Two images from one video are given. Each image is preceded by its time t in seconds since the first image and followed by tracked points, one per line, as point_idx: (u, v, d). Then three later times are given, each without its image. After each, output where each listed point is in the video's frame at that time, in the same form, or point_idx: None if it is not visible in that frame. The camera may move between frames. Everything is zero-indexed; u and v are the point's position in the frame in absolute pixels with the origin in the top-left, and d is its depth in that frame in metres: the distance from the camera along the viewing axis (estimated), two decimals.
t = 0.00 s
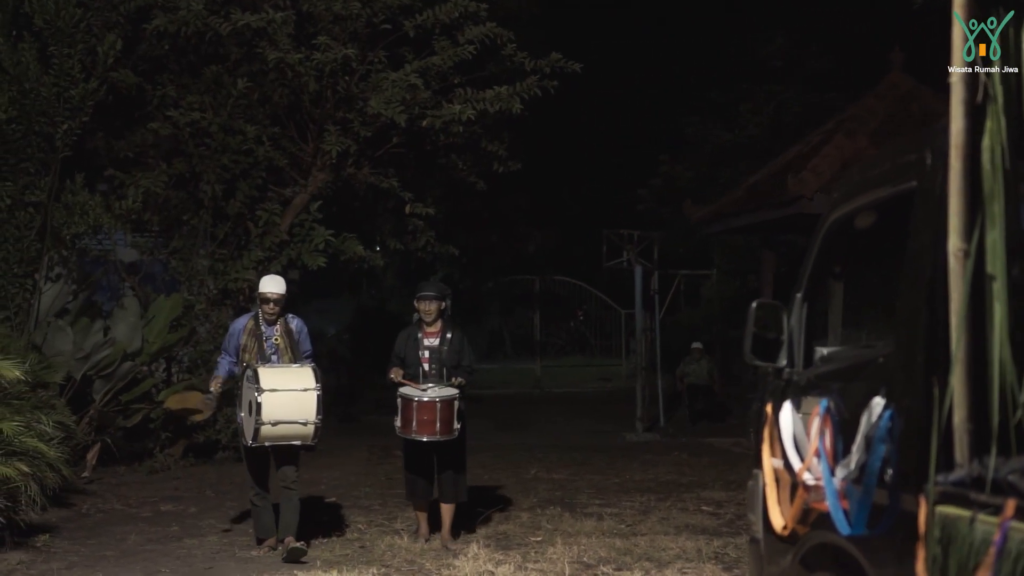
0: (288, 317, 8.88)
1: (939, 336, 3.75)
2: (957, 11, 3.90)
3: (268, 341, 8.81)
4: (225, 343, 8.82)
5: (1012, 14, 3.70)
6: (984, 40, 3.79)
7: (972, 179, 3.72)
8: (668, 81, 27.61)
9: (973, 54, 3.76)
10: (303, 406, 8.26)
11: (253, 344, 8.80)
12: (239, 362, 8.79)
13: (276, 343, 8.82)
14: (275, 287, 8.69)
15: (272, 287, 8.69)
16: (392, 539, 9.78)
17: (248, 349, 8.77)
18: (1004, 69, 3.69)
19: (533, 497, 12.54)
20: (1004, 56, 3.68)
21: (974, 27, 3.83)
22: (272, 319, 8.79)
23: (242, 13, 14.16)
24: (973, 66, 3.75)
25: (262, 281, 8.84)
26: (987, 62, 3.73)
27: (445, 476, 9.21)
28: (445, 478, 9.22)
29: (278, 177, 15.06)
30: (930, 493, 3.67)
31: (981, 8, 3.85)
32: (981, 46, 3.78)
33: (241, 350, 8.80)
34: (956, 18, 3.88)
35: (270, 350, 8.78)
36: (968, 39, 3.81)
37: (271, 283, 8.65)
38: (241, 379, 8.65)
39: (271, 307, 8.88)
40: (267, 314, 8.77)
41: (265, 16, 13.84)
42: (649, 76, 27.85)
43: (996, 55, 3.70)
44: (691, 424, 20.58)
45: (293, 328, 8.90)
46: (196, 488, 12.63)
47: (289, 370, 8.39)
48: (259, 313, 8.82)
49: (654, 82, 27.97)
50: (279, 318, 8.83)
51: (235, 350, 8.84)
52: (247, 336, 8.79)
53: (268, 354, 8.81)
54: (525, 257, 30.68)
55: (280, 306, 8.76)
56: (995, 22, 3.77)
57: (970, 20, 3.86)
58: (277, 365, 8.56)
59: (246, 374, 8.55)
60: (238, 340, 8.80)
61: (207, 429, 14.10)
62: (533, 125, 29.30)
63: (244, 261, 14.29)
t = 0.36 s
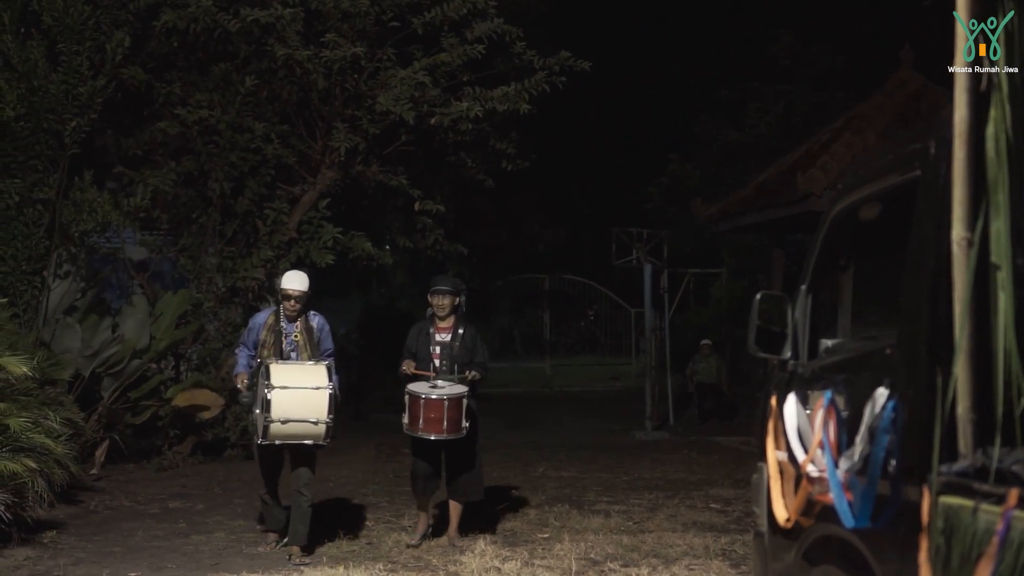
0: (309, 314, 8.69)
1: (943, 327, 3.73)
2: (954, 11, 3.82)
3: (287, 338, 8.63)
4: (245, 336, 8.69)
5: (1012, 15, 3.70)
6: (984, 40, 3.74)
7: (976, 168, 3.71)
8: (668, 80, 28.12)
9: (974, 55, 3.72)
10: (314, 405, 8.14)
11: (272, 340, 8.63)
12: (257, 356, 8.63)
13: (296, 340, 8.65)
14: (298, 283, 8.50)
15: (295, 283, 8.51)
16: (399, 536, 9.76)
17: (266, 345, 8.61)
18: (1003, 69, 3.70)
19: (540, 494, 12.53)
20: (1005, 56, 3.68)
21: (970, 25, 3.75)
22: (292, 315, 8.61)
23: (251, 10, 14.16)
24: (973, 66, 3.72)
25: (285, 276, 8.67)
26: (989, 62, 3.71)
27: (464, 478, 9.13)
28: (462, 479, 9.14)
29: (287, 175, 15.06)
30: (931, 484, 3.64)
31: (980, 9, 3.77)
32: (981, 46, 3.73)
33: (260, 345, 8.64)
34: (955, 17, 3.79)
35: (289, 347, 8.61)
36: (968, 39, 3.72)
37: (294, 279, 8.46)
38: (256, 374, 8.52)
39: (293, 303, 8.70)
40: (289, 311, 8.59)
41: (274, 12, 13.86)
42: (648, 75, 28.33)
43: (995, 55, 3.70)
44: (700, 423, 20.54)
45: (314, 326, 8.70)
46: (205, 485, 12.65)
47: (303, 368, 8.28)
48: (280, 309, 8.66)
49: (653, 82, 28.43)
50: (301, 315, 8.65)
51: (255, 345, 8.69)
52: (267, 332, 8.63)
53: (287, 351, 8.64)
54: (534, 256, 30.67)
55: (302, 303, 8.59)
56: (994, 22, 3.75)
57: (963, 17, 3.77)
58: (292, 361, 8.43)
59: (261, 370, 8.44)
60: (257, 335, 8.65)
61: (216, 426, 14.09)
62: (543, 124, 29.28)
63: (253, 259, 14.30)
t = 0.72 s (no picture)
0: (319, 308, 8.49)
1: (944, 316, 3.70)
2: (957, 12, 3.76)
3: (297, 333, 8.43)
4: (254, 332, 8.46)
5: (1012, 14, 3.59)
6: (985, 40, 3.67)
7: (977, 156, 3.69)
8: (668, 81, 27.85)
9: (972, 56, 3.64)
10: (327, 399, 7.92)
11: (282, 334, 8.43)
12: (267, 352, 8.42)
13: (306, 335, 8.44)
14: (308, 276, 8.29)
15: (304, 276, 8.30)
16: (402, 531, 9.74)
17: (276, 339, 8.40)
18: (1004, 70, 3.59)
19: (545, 491, 12.48)
20: (1003, 57, 3.58)
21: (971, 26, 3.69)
22: (302, 309, 8.41)
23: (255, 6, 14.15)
24: (973, 66, 3.64)
25: (294, 270, 8.46)
26: (988, 62, 3.64)
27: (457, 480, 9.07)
28: (456, 481, 9.07)
29: (292, 172, 15.04)
30: (932, 473, 3.61)
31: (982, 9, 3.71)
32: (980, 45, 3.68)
33: (269, 340, 8.44)
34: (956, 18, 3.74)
35: (299, 342, 8.40)
36: (968, 39, 3.66)
37: (303, 272, 8.25)
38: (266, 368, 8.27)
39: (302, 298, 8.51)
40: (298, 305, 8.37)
41: (277, 7, 13.87)
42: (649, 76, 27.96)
43: (995, 56, 3.61)
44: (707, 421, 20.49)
45: (324, 320, 8.50)
46: (209, 482, 12.65)
47: (316, 361, 8.07)
48: (289, 303, 8.46)
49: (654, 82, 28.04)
50: (310, 310, 8.45)
51: (264, 340, 8.47)
52: (276, 326, 8.43)
53: (296, 346, 8.42)
54: (540, 254, 30.65)
55: (311, 297, 8.37)
56: (994, 22, 3.67)
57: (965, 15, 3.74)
58: (305, 355, 8.21)
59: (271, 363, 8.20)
60: (267, 329, 8.44)
61: (221, 423, 14.08)
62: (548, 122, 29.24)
63: (257, 255, 14.27)
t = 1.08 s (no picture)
0: (322, 300, 8.27)
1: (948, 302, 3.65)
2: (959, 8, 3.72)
3: (300, 327, 8.21)
4: (255, 328, 8.22)
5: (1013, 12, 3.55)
6: (985, 40, 3.64)
7: (982, 140, 3.64)
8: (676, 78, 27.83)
9: (972, 55, 3.61)
10: (338, 398, 7.62)
11: (285, 330, 8.19)
12: (270, 348, 8.19)
13: (309, 329, 8.22)
14: (308, 267, 8.08)
15: (304, 267, 8.09)
16: (408, 527, 9.70)
17: (279, 335, 8.16)
18: (1005, 69, 3.52)
19: (553, 488, 12.44)
20: (1004, 56, 3.53)
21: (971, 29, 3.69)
22: (304, 302, 8.19)
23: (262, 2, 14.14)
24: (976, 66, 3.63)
25: (294, 261, 8.22)
26: (989, 62, 3.62)
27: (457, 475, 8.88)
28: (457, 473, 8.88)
29: (299, 168, 15.02)
30: (936, 463, 3.55)
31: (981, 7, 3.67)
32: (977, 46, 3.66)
33: (271, 335, 8.19)
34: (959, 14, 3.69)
35: (303, 337, 8.19)
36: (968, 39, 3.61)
37: (303, 262, 8.05)
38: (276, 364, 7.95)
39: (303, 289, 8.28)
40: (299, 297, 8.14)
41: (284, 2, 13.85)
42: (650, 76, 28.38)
43: (996, 55, 3.57)
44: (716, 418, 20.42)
45: (328, 313, 8.27)
46: (216, 478, 12.62)
47: (324, 359, 7.76)
48: (291, 296, 8.22)
49: (656, 82, 28.47)
50: (313, 302, 8.23)
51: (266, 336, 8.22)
52: (278, 320, 8.18)
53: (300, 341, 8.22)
54: (550, 252, 30.61)
55: (313, 287, 8.14)
56: (995, 22, 3.63)
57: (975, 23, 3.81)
58: (311, 352, 7.92)
59: (279, 360, 7.88)
60: (268, 323, 8.20)
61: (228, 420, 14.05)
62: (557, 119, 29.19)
63: (264, 250, 14.23)
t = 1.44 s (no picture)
0: (315, 297, 8.20)
1: (958, 293, 3.61)
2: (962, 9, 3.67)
3: (296, 325, 8.09)
4: (246, 328, 8.09)
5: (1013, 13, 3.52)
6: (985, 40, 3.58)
7: (992, 130, 3.61)
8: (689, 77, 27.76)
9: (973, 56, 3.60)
10: (345, 398, 7.58)
11: (278, 329, 8.06)
12: (263, 347, 8.06)
13: (305, 327, 8.10)
14: (300, 261, 8.01)
15: (297, 262, 8.01)
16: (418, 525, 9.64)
17: (274, 334, 8.04)
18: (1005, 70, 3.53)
19: (564, 486, 12.38)
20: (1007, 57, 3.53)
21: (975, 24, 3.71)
22: (298, 299, 8.09)
23: None
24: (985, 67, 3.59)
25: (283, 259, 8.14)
26: (988, 63, 3.60)
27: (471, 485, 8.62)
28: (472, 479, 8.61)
29: (311, 166, 14.99)
30: (946, 456, 3.53)
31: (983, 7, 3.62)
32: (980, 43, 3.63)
33: (266, 335, 8.07)
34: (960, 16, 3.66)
35: (299, 335, 8.06)
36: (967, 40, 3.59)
37: (296, 257, 7.98)
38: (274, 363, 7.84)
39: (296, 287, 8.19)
40: (293, 293, 8.06)
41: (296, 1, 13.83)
42: (655, 74, 28.19)
43: (996, 55, 3.57)
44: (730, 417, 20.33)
45: (321, 309, 8.22)
46: (227, 477, 12.59)
47: (329, 359, 7.69)
48: (284, 294, 8.12)
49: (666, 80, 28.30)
50: (307, 299, 8.14)
51: (258, 336, 8.09)
52: (273, 319, 8.05)
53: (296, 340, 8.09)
54: (563, 251, 30.54)
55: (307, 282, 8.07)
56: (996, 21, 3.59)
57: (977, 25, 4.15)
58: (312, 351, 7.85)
59: (278, 360, 7.78)
60: (262, 324, 8.06)
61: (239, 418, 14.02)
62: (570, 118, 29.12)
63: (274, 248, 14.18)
